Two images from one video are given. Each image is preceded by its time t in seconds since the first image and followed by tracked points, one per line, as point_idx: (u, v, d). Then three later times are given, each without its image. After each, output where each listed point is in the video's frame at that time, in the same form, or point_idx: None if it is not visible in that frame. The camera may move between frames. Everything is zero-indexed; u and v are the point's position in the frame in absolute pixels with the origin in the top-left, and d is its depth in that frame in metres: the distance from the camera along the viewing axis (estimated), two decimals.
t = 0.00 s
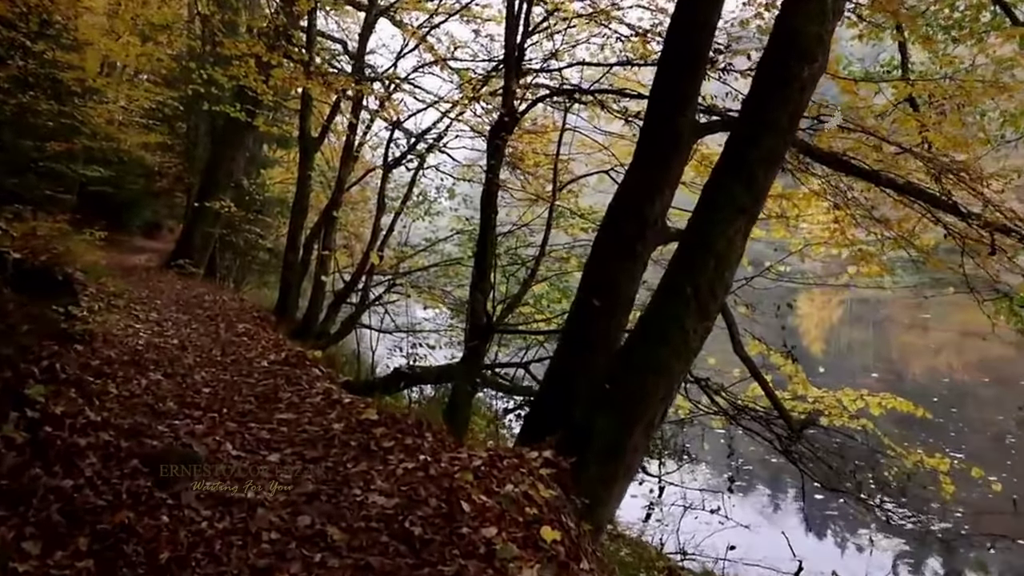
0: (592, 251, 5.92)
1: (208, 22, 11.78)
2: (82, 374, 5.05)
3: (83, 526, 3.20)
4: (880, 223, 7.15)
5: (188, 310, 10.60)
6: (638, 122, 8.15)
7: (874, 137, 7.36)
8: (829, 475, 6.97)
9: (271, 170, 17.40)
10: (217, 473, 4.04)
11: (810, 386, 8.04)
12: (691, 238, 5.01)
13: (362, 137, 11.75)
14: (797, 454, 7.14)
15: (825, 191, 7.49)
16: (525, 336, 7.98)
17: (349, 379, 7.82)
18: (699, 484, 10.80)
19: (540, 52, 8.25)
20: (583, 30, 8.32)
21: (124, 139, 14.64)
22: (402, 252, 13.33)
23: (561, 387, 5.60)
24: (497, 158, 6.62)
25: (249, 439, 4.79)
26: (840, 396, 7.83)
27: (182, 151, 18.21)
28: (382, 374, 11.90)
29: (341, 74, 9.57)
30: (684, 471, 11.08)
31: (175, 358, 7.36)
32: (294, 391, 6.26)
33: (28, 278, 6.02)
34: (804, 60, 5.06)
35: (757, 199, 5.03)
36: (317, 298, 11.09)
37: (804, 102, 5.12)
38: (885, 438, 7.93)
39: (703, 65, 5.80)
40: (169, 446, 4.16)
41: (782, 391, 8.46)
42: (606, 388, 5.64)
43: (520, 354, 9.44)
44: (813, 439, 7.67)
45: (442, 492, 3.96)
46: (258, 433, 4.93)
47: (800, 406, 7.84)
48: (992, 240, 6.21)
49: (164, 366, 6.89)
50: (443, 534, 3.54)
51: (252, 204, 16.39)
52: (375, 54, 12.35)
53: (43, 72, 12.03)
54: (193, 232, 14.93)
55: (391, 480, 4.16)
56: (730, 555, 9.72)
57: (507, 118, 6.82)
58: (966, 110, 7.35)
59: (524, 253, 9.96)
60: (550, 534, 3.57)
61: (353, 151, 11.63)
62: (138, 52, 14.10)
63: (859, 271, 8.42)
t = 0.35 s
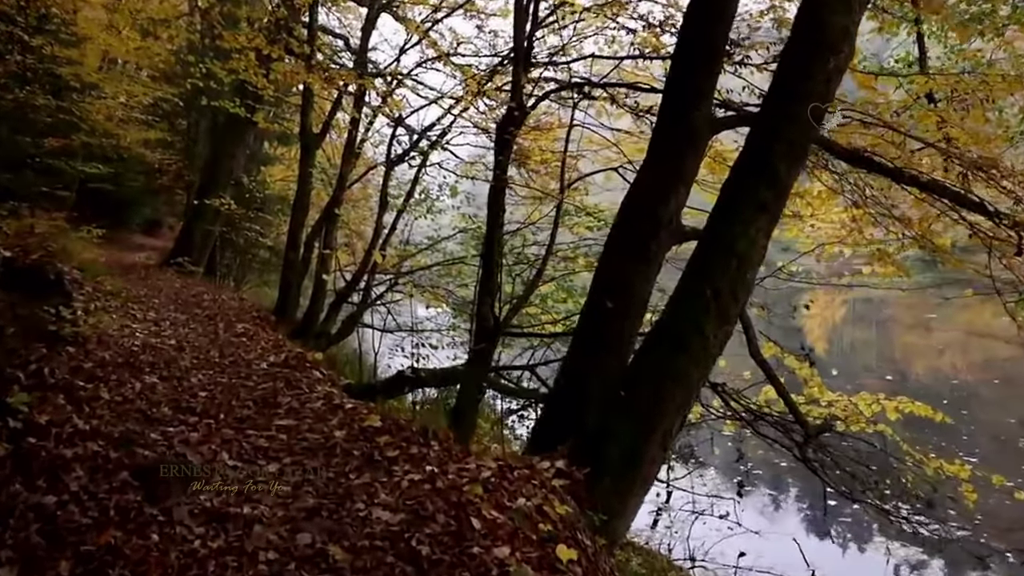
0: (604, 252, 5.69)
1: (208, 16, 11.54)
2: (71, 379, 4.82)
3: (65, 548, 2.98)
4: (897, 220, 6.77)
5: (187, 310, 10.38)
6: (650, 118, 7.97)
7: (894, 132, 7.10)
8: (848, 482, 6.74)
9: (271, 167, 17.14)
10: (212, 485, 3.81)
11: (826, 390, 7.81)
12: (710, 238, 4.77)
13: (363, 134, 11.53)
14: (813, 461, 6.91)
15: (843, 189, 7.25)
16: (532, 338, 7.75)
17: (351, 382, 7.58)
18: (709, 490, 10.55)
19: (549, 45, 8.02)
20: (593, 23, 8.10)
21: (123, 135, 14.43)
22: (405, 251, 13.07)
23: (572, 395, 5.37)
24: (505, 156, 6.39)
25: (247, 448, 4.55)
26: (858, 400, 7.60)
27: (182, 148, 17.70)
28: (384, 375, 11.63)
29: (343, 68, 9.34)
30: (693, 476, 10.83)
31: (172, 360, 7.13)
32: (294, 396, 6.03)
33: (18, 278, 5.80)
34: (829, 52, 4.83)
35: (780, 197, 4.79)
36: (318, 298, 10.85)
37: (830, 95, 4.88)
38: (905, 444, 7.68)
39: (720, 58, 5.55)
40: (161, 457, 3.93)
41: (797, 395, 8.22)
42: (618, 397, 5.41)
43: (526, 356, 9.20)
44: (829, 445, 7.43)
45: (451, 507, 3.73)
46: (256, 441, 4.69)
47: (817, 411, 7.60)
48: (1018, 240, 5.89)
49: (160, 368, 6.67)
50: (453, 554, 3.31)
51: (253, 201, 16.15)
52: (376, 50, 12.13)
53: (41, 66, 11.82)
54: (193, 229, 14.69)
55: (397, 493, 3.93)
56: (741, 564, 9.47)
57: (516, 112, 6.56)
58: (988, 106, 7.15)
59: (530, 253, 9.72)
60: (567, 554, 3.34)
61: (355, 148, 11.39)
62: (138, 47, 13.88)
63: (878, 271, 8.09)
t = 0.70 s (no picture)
0: (616, 251, 5.49)
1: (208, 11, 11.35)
2: (62, 383, 4.62)
3: (49, 567, 2.79)
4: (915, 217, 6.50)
5: (186, 309, 10.18)
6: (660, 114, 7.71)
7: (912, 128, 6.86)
8: (862, 487, 6.56)
9: (272, 165, 16.93)
10: (208, 497, 3.62)
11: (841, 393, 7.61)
12: (729, 237, 4.57)
13: (366, 131, 11.36)
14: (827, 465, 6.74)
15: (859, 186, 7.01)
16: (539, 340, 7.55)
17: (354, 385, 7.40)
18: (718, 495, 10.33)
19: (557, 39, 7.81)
20: (601, 17, 7.88)
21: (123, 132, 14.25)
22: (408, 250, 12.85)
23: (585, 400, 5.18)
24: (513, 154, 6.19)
25: (246, 455, 4.36)
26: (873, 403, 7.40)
27: (183, 147, 17.54)
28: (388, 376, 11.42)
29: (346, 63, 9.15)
30: (702, 480, 10.61)
31: (169, 362, 6.93)
32: (294, 400, 5.83)
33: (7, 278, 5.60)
34: (852, 43, 4.61)
35: (802, 194, 4.58)
36: (320, 298, 10.64)
37: (853, 88, 4.67)
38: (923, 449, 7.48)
39: (737, 50, 5.33)
40: (154, 466, 3.74)
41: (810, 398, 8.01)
42: (633, 404, 5.21)
43: (533, 358, 9.00)
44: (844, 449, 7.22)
45: (459, 520, 3.54)
46: (254, 449, 4.49)
47: (832, 414, 7.39)
48: None
49: (157, 370, 6.47)
50: (462, 572, 3.12)
51: (254, 199, 15.95)
52: (379, 47, 11.95)
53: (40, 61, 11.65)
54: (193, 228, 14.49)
55: (402, 504, 3.74)
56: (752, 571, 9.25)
57: (524, 108, 6.36)
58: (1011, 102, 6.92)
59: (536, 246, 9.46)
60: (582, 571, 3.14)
61: (357, 146, 11.19)
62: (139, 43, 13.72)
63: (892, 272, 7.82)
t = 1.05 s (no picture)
0: (632, 248, 5.26)
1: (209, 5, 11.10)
2: (50, 389, 4.39)
3: None
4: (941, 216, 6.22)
5: (186, 309, 9.96)
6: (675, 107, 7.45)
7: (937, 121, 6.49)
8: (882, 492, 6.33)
9: (275, 163, 16.67)
10: (204, 512, 3.39)
11: (861, 396, 7.35)
12: (754, 234, 4.33)
13: (370, 127, 11.08)
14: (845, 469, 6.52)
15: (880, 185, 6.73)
16: (549, 341, 7.32)
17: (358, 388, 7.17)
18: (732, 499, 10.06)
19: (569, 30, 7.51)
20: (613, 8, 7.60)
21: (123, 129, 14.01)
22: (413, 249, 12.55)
23: (602, 403, 4.95)
24: (524, 148, 5.95)
25: (244, 464, 4.13)
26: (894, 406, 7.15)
27: (185, 144, 17.06)
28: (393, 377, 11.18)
29: (349, 57, 8.87)
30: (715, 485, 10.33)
31: (167, 364, 6.70)
32: (297, 404, 5.60)
33: None
34: (884, 29, 4.27)
35: (831, 189, 4.32)
36: (323, 297, 10.40)
37: (885, 78, 4.36)
38: (948, 454, 7.20)
39: (757, 37, 5.04)
40: (147, 479, 3.51)
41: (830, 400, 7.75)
42: (651, 409, 4.99)
43: (542, 360, 8.77)
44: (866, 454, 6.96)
45: (472, 537, 3.30)
46: (254, 458, 4.25)
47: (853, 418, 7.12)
48: None
49: (154, 373, 6.24)
50: None
51: (256, 197, 15.69)
52: (384, 43, 11.68)
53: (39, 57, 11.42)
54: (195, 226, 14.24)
55: (411, 519, 3.51)
56: None
57: (536, 99, 6.10)
58: None
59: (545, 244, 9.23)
60: None
61: (361, 143, 10.92)
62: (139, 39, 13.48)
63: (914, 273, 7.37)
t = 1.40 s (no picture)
0: (651, 247, 5.02)
1: None
2: (43, 396, 4.18)
3: None
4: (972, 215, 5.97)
5: (189, 308, 9.76)
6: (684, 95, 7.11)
7: (968, 113, 6.12)
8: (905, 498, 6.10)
9: (280, 160, 16.43)
10: (203, 529, 3.18)
11: (885, 399, 7.11)
12: (785, 233, 4.09)
13: (376, 123, 10.84)
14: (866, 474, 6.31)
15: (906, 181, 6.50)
16: (562, 343, 7.10)
17: (366, 391, 6.96)
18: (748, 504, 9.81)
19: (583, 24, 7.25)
20: None
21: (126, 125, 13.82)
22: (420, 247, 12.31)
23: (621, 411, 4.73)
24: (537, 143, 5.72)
25: (247, 475, 3.92)
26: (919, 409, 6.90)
27: (190, 141, 16.89)
28: (400, 378, 10.94)
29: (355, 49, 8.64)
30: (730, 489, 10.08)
31: (169, 366, 6.49)
32: (302, 409, 5.38)
33: None
34: (921, 15, 4.01)
35: (866, 186, 4.07)
36: (329, 296, 10.18)
37: (923, 66, 4.09)
38: (975, 460, 6.94)
39: (782, 24, 4.77)
40: (143, 494, 3.31)
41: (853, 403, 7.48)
42: (672, 418, 4.76)
43: (553, 362, 8.55)
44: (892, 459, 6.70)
45: (488, 557, 3.09)
46: (257, 468, 4.03)
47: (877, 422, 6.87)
48: None
49: (155, 376, 6.04)
50: None
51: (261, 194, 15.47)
52: (389, 38, 11.43)
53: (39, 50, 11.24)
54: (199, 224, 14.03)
55: (423, 538, 3.28)
56: None
57: (551, 92, 5.87)
58: None
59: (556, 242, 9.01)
60: None
61: (367, 139, 10.68)
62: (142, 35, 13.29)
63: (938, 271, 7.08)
